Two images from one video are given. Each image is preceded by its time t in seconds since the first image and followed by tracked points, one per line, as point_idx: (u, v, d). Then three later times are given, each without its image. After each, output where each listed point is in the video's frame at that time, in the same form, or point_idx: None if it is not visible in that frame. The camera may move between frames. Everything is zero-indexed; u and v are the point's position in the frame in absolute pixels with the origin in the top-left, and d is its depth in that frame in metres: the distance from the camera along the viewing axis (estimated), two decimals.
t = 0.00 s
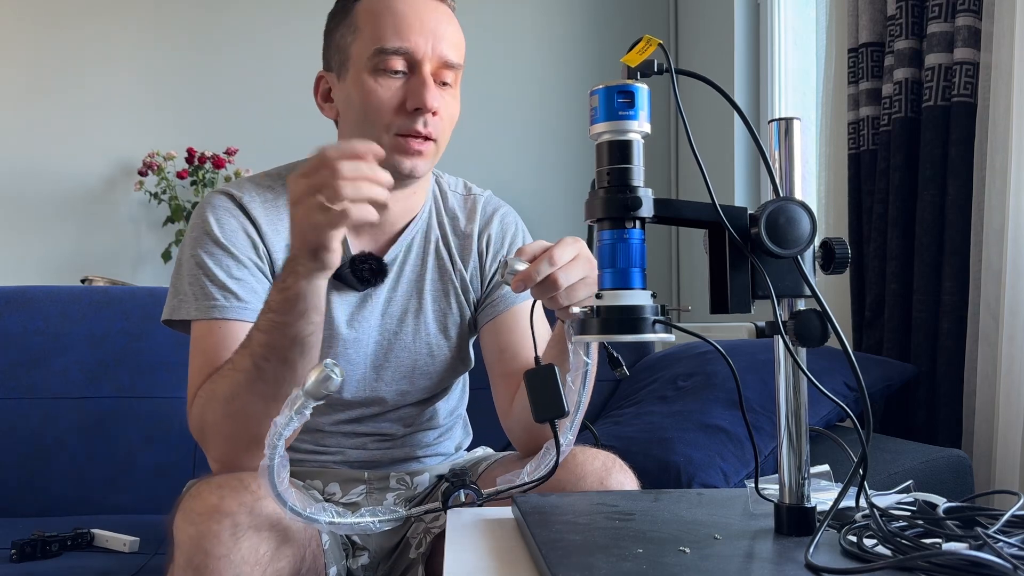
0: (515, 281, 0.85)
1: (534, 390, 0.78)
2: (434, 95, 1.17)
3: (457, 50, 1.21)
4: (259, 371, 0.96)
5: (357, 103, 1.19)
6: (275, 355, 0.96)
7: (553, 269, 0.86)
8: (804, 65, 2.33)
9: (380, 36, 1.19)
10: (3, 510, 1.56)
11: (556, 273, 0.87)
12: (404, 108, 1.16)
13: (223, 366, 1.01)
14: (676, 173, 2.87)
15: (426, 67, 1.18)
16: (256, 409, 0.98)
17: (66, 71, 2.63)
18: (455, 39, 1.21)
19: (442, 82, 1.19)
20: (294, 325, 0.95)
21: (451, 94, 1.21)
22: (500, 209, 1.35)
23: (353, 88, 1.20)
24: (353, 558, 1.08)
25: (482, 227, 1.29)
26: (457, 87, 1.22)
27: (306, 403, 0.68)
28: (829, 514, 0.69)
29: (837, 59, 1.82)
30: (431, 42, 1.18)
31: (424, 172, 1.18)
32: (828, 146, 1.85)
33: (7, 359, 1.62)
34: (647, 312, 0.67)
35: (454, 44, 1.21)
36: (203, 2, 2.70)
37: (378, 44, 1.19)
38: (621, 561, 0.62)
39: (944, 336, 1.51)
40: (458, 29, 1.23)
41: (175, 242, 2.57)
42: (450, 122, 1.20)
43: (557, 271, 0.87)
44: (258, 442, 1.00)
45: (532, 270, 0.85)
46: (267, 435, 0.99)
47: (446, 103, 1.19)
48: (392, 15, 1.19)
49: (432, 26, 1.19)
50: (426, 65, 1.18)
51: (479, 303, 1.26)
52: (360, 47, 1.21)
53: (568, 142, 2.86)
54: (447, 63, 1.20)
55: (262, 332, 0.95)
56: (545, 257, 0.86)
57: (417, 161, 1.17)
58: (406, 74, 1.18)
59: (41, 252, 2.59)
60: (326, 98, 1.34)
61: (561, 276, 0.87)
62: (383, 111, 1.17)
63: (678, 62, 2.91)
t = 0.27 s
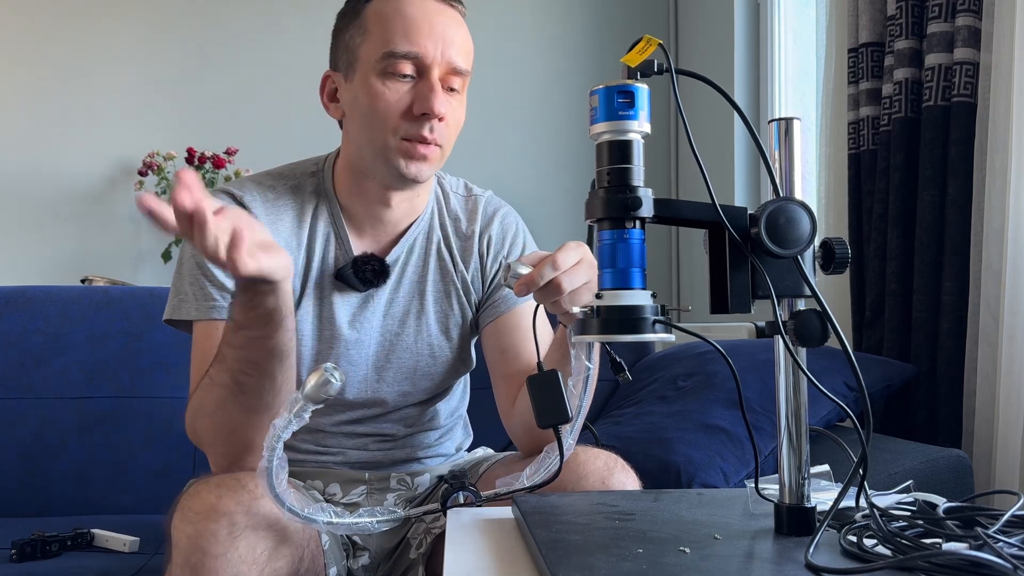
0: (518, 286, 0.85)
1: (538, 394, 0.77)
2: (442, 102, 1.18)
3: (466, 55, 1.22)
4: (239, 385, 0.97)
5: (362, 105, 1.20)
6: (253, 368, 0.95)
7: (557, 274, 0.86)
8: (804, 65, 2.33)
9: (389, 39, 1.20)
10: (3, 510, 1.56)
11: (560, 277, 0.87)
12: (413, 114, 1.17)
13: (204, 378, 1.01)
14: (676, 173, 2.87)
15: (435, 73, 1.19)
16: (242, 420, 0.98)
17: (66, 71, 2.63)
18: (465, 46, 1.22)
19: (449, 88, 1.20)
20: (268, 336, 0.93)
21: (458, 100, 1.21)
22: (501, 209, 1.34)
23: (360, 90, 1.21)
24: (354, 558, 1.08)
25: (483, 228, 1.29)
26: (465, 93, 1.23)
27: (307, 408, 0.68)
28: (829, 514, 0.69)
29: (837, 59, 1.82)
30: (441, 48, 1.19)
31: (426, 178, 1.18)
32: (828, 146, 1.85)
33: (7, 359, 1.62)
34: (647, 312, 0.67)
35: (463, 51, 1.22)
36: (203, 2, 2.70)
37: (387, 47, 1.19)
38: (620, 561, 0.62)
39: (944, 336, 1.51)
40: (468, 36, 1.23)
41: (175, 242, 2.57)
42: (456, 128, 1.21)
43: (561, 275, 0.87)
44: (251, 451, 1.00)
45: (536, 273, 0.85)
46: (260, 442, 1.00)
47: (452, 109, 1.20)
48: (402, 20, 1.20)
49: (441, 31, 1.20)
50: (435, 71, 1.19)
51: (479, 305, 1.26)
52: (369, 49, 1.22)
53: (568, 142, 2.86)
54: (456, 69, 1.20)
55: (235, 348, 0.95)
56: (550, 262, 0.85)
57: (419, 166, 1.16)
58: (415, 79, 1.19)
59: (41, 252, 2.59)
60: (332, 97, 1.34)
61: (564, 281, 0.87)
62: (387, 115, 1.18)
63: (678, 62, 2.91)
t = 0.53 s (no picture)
0: (524, 286, 0.85)
1: (540, 395, 0.77)
2: (436, 103, 1.17)
3: (465, 56, 1.21)
4: (242, 388, 0.97)
5: (361, 106, 1.20)
6: (257, 372, 0.95)
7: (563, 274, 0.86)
8: (804, 65, 2.33)
9: (387, 40, 1.19)
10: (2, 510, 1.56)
11: (565, 277, 0.87)
12: (406, 115, 1.17)
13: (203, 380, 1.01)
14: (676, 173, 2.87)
15: (430, 74, 1.18)
16: (244, 422, 0.98)
17: (66, 71, 2.63)
18: (464, 46, 1.21)
19: (446, 89, 1.20)
20: (275, 342, 0.93)
21: (455, 101, 1.21)
22: (503, 209, 1.35)
23: (359, 91, 1.21)
24: (354, 558, 1.08)
25: (484, 228, 1.29)
26: (463, 93, 1.22)
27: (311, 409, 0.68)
28: (829, 514, 0.69)
29: (837, 59, 1.82)
30: (437, 49, 1.19)
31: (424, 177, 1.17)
32: (828, 146, 1.85)
33: (8, 360, 1.62)
34: (647, 312, 0.67)
35: (463, 51, 1.22)
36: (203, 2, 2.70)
37: (385, 47, 1.19)
38: (620, 561, 0.62)
39: (944, 336, 1.51)
40: (467, 35, 1.23)
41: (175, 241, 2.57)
42: (453, 129, 1.20)
43: (565, 276, 0.87)
44: (253, 451, 1.00)
45: (542, 274, 0.84)
46: (261, 443, 1.00)
47: (449, 110, 1.19)
48: (401, 20, 1.19)
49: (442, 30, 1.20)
50: (431, 72, 1.19)
51: (480, 305, 1.26)
52: (368, 50, 1.22)
53: (568, 142, 2.86)
54: (453, 70, 1.20)
55: (238, 353, 0.94)
56: (555, 263, 0.85)
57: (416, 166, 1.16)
58: (411, 80, 1.19)
59: (41, 252, 2.59)
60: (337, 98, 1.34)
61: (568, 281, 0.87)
62: (384, 115, 1.17)
63: (678, 62, 2.91)
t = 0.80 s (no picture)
0: (524, 287, 0.85)
1: (540, 395, 0.77)
2: (419, 101, 1.17)
3: (455, 56, 1.21)
4: (249, 388, 0.97)
5: (353, 107, 1.20)
6: (264, 372, 0.96)
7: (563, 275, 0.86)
8: (804, 65, 2.33)
9: (376, 41, 1.20)
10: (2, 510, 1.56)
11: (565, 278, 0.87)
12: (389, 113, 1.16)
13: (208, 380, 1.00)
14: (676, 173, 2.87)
15: (417, 75, 1.19)
16: (249, 421, 0.98)
17: (66, 71, 2.63)
18: (454, 46, 1.21)
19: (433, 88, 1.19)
20: (283, 342, 0.94)
21: (444, 100, 1.20)
22: (505, 209, 1.35)
23: (351, 94, 1.22)
24: (355, 558, 1.08)
25: (486, 228, 1.29)
26: (453, 93, 1.22)
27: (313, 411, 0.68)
28: (829, 514, 0.69)
29: (837, 60, 1.82)
30: (423, 50, 1.19)
31: (412, 176, 1.15)
32: (828, 146, 1.85)
33: (7, 360, 1.62)
34: (647, 312, 0.67)
35: (454, 50, 1.21)
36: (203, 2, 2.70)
37: (376, 48, 1.19)
38: (620, 561, 0.62)
39: (944, 336, 1.51)
40: (459, 36, 1.23)
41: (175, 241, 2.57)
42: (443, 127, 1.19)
43: (566, 277, 0.87)
44: (256, 451, 1.00)
45: (542, 275, 0.84)
46: (265, 443, 1.00)
47: (437, 108, 1.19)
48: (391, 22, 1.20)
49: (431, 30, 1.20)
50: (418, 72, 1.19)
51: (482, 305, 1.26)
52: (361, 53, 1.22)
53: (568, 142, 2.86)
54: (442, 69, 1.20)
55: (246, 352, 0.94)
56: (555, 264, 0.85)
57: (403, 164, 1.14)
58: (399, 79, 1.19)
59: (41, 252, 2.59)
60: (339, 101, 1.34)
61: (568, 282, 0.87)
62: (373, 114, 1.17)
63: (678, 62, 2.91)
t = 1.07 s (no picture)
0: (523, 288, 0.85)
1: (539, 395, 0.77)
2: (416, 103, 1.17)
3: (453, 58, 1.21)
4: (251, 388, 0.96)
5: (351, 109, 1.20)
6: (267, 372, 0.96)
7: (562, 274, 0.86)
8: (804, 65, 2.33)
9: (375, 42, 1.20)
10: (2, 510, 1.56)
11: (564, 277, 0.87)
12: (386, 115, 1.16)
13: (210, 380, 1.00)
14: (676, 173, 2.87)
15: (415, 77, 1.19)
16: (251, 422, 0.98)
17: (66, 71, 2.63)
18: (452, 47, 1.21)
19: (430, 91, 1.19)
20: (286, 343, 0.94)
21: (442, 102, 1.20)
22: (505, 208, 1.35)
23: (349, 95, 1.22)
24: (355, 558, 1.08)
25: (486, 228, 1.29)
26: (452, 95, 1.22)
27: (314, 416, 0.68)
28: (829, 514, 0.69)
29: (837, 60, 1.82)
30: (421, 51, 1.19)
31: (410, 178, 1.16)
32: (828, 146, 1.85)
33: (8, 359, 1.62)
34: (647, 312, 0.67)
35: (453, 51, 1.21)
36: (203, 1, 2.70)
37: (373, 49, 1.19)
38: (621, 561, 0.62)
39: (944, 336, 1.51)
40: (457, 37, 1.23)
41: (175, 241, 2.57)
42: (441, 130, 1.19)
43: (565, 276, 0.87)
44: (257, 452, 1.00)
45: (541, 275, 0.84)
46: (266, 444, 1.00)
47: (434, 110, 1.19)
48: (388, 23, 1.20)
49: (428, 31, 1.20)
50: (416, 74, 1.19)
51: (483, 305, 1.26)
52: (359, 54, 1.22)
53: (568, 142, 2.86)
54: (439, 71, 1.20)
55: (249, 352, 0.95)
56: (555, 263, 0.85)
57: (400, 166, 1.15)
58: (396, 81, 1.19)
59: (41, 252, 2.59)
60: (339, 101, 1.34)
61: (567, 281, 0.87)
62: (371, 115, 1.17)
63: (678, 62, 2.91)
